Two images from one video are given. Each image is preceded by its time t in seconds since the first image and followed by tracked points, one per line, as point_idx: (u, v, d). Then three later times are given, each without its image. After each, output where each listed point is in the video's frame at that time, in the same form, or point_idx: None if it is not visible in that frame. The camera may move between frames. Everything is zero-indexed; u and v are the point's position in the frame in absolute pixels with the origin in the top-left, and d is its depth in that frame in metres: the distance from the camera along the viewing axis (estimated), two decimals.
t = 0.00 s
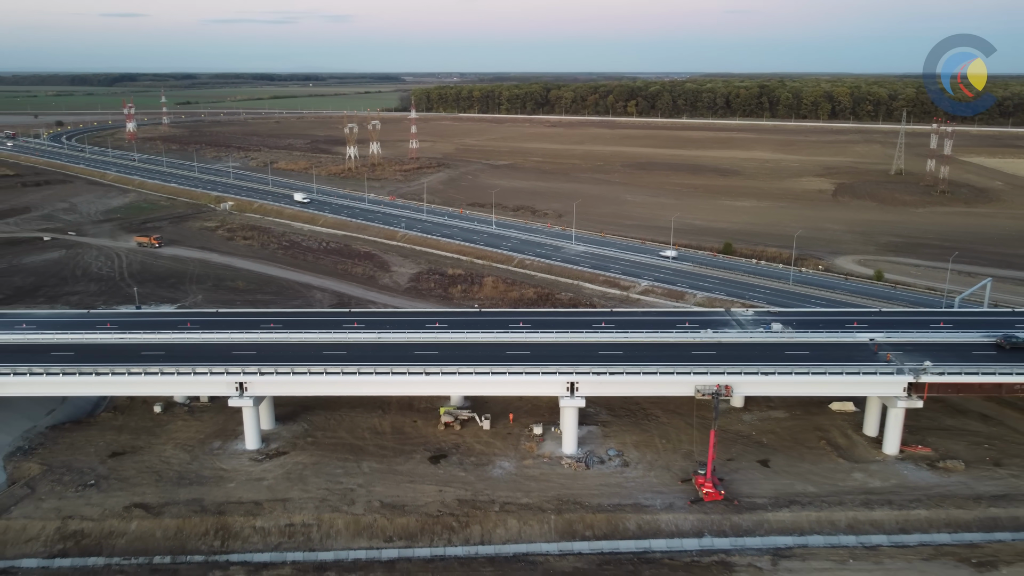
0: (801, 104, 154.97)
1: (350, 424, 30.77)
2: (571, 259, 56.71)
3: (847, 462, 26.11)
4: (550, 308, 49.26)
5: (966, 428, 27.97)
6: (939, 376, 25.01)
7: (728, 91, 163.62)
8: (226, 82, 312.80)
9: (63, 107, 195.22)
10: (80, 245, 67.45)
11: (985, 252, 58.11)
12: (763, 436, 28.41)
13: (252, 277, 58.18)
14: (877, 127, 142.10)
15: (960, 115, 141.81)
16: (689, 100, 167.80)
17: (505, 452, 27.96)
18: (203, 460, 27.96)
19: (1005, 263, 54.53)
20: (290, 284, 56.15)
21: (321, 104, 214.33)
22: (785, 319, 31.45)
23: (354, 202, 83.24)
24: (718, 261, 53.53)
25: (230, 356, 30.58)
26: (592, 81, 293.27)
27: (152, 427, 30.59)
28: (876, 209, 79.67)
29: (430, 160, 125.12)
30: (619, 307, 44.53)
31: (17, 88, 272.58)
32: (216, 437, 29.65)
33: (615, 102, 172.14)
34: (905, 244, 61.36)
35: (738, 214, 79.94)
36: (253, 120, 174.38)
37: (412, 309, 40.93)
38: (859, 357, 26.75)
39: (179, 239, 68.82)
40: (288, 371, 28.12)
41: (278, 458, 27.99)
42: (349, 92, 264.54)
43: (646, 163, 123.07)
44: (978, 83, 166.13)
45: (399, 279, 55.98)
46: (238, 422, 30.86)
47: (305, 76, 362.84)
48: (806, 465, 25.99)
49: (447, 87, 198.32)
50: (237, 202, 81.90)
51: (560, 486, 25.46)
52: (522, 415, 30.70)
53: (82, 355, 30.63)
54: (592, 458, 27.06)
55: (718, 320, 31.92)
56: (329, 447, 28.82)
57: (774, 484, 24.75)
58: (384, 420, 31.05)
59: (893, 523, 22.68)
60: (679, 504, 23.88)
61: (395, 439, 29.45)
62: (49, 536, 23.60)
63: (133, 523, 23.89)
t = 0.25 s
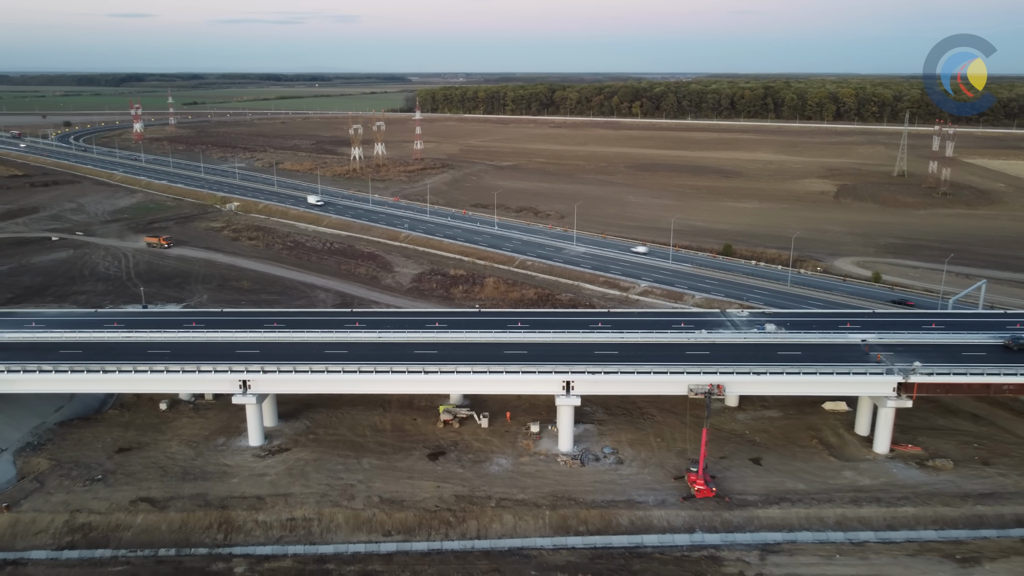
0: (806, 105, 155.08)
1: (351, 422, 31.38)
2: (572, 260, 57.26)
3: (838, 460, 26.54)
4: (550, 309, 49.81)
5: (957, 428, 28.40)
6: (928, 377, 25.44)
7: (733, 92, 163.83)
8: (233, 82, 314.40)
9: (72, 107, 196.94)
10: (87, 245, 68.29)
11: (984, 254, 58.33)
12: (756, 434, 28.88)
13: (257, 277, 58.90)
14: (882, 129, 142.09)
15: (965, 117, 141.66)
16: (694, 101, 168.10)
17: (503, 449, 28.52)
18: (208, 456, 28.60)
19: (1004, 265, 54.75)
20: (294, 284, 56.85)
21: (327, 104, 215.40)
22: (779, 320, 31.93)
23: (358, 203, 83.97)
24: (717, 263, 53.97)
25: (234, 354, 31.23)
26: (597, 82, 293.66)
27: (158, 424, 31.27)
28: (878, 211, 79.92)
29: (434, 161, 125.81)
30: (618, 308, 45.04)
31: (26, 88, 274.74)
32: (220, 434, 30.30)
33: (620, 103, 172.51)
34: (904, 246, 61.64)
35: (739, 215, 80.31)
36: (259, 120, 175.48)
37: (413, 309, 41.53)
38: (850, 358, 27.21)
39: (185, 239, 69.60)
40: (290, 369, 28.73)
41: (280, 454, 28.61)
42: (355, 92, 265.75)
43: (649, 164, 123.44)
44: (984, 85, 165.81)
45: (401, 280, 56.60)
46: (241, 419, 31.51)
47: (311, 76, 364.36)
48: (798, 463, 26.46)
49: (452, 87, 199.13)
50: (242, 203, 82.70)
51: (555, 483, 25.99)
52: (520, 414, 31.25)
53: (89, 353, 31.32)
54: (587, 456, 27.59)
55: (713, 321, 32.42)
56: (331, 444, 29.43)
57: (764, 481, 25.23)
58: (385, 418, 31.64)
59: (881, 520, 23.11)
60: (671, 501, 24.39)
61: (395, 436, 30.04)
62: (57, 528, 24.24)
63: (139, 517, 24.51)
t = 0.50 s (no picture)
0: (812, 106, 155.20)
1: (353, 419, 32.08)
2: (574, 261, 57.88)
3: (828, 459, 27.05)
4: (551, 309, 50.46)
5: (946, 427, 28.85)
6: (916, 377, 25.97)
7: (739, 93, 164.06)
8: (241, 83, 316.32)
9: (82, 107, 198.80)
10: (96, 245, 69.28)
11: (984, 256, 58.58)
12: (749, 433, 29.43)
13: (263, 277, 59.76)
14: (887, 130, 141.98)
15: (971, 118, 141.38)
16: (700, 102, 168.38)
17: (500, 446, 29.17)
18: (212, 452, 29.35)
19: (1003, 267, 55.00)
20: (298, 285, 57.65)
21: (334, 105, 216.61)
22: (773, 322, 32.47)
23: (363, 204, 84.80)
24: (716, 264, 54.48)
25: (238, 352, 31.98)
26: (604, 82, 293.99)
27: (165, 420, 32.05)
28: (880, 213, 80.19)
29: (439, 162, 126.62)
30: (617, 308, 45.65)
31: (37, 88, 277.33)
32: (225, 430, 31.05)
33: (626, 104, 172.94)
34: (904, 247, 61.93)
35: (741, 217, 80.72)
36: (267, 120, 176.74)
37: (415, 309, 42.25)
38: (840, 358, 27.74)
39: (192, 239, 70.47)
40: (293, 367, 29.43)
41: (283, 450, 29.33)
42: (363, 93, 267.01)
43: (654, 165, 123.88)
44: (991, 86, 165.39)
45: (404, 280, 57.32)
46: (246, 416, 32.27)
47: (319, 77, 366.26)
48: (788, 461, 27.00)
49: (459, 88, 200.00)
50: (249, 204, 83.64)
51: (551, 479, 26.62)
52: (518, 412, 31.88)
53: (98, 351, 32.12)
54: (582, 453, 28.20)
55: (708, 322, 32.99)
56: (332, 440, 30.13)
57: (755, 479, 25.78)
58: (385, 415, 32.34)
59: (868, 517, 23.59)
60: (663, 497, 24.98)
61: (395, 433, 30.73)
62: (66, 521, 25.00)
63: (145, 510, 25.25)
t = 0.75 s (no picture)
0: (817, 107, 155.25)
1: (354, 417, 32.67)
2: (575, 262, 58.40)
3: (819, 457, 27.48)
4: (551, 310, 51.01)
5: (938, 427, 29.22)
6: (905, 376, 26.38)
7: (744, 94, 164.23)
8: (249, 83, 318.09)
9: (91, 108, 200.49)
10: (104, 245, 70.15)
11: (984, 257, 58.75)
12: (743, 432, 29.90)
13: (267, 277, 60.49)
14: (892, 131, 141.91)
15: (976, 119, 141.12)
16: (705, 103, 168.65)
17: (498, 444, 29.71)
18: (216, 448, 30.01)
19: (1002, 269, 55.17)
20: (302, 285, 58.35)
21: (340, 105, 217.67)
22: (768, 322, 32.93)
23: (368, 205, 85.52)
24: (716, 265, 54.92)
25: (242, 351, 32.61)
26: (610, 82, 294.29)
27: (170, 418, 32.72)
28: (882, 214, 80.39)
29: (444, 163, 127.30)
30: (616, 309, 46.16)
31: (46, 88, 279.78)
32: (229, 427, 31.70)
33: (631, 104, 173.32)
34: (905, 249, 62.16)
35: (743, 218, 81.05)
36: (273, 121, 177.87)
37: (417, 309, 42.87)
38: (832, 358, 28.18)
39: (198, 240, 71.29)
40: (295, 366, 30.01)
41: (285, 447, 29.95)
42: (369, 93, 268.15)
43: (657, 166, 124.26)
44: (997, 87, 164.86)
45: (407, 281, 57.94)
46: (249, 414, 32.92)
47: (326, 78, 367.98)
48: (780, 459, 27.47)
49: (464, 89, 200.75)
50: (254, 204, 84.46)
51: (546, 476, 27.13)
52: (516, 410, 32.42)
53: (105, 350, 32.81)
54: (578, 451, 28.73)
55: (704, 322, 33.47)
56: (334, 438, 30.72)
57: (747, 476, 26.26)
58: (386, 413, 32.93)
59: (857, 514, 24.01)
60: (656, 494, 25.47)
61: (395, 431, 31.30)
62: (74, 514, 25.68)
63: (151, 504, 25.90)
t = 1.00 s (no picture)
0: (822, 108, 155.20)
1: (354, 415, 33.36)
2: (575, 263, 58.98)
3: (810, 456, 27.95)
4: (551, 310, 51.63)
5: (928, 425, 29.68)
6: (894, 377, 26.82)
7: (750, 95, 164.32)
8: (257, 83, 319.73)
9: (100, 108, 202.24)
10: (112, 245, 71.12)
11: (983, 259, 58.97)
12: (735, 430, 30.42)
13: (272, 277, 61.32)
14: (898, 132, 141.83)
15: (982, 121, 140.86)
16: (710, 104, 168.80)
17: (495, 441, 30.34)
18: (220, 444, 30.74)
19: (1001, 271, 55.38)
20: (306, 285, 59.15)
21: (347, 105, 218.74)
22: (761, 323, 33.46)
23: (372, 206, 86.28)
24: (715, 266, 55.40)
25: (245, 350, 33.33)
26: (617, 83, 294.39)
27: (175, 415, 33.48)
28: (883, 216, 80.62)
29: (449, 164, 127.99)
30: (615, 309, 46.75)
31: (56, 89, 281.79)
32: (232, 424, 32.42)
33: (636, 105, 173.67)
34: (904, 251, 62.44)
35: (745, 219, 81.42)
36: (280, 122, 179.02)
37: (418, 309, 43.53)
38: (823, 359, 28.68)
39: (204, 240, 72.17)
40: (297, 365, 30.68)
41: (287, 444, 30.66)
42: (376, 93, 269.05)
43: (661, 167, 124.64)
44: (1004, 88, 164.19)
45: (409, 281, 58.63)
46: (252, 411, 33.65)
47: (333, 78, 369.40)
48: (771, 458, 27.96)
49: (470, 89, 201.46)
50: (260, 205, 85.35)
51: (542, 473, 27.72)
52: (513, 409, 33.06)
53: (112, 348, 33.58)
54: (573, 449, 29.33)
55: (698, 323, 34.02)
56: (334, 435, 31.41)
57: (737, 474, 26.78)
58: (386, 411, 33.61)
59: (845, 511, 24.48)
60: (648, 491, 26.01)
61: (395, 428, 31.97)
62: (82, 508, 26.43)
63: (156, 498, 26.61)
